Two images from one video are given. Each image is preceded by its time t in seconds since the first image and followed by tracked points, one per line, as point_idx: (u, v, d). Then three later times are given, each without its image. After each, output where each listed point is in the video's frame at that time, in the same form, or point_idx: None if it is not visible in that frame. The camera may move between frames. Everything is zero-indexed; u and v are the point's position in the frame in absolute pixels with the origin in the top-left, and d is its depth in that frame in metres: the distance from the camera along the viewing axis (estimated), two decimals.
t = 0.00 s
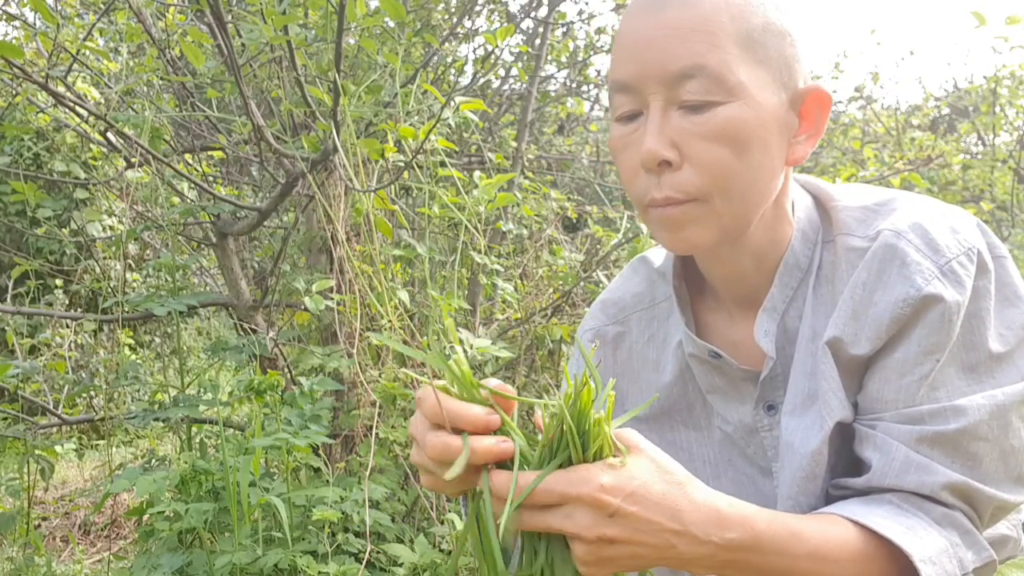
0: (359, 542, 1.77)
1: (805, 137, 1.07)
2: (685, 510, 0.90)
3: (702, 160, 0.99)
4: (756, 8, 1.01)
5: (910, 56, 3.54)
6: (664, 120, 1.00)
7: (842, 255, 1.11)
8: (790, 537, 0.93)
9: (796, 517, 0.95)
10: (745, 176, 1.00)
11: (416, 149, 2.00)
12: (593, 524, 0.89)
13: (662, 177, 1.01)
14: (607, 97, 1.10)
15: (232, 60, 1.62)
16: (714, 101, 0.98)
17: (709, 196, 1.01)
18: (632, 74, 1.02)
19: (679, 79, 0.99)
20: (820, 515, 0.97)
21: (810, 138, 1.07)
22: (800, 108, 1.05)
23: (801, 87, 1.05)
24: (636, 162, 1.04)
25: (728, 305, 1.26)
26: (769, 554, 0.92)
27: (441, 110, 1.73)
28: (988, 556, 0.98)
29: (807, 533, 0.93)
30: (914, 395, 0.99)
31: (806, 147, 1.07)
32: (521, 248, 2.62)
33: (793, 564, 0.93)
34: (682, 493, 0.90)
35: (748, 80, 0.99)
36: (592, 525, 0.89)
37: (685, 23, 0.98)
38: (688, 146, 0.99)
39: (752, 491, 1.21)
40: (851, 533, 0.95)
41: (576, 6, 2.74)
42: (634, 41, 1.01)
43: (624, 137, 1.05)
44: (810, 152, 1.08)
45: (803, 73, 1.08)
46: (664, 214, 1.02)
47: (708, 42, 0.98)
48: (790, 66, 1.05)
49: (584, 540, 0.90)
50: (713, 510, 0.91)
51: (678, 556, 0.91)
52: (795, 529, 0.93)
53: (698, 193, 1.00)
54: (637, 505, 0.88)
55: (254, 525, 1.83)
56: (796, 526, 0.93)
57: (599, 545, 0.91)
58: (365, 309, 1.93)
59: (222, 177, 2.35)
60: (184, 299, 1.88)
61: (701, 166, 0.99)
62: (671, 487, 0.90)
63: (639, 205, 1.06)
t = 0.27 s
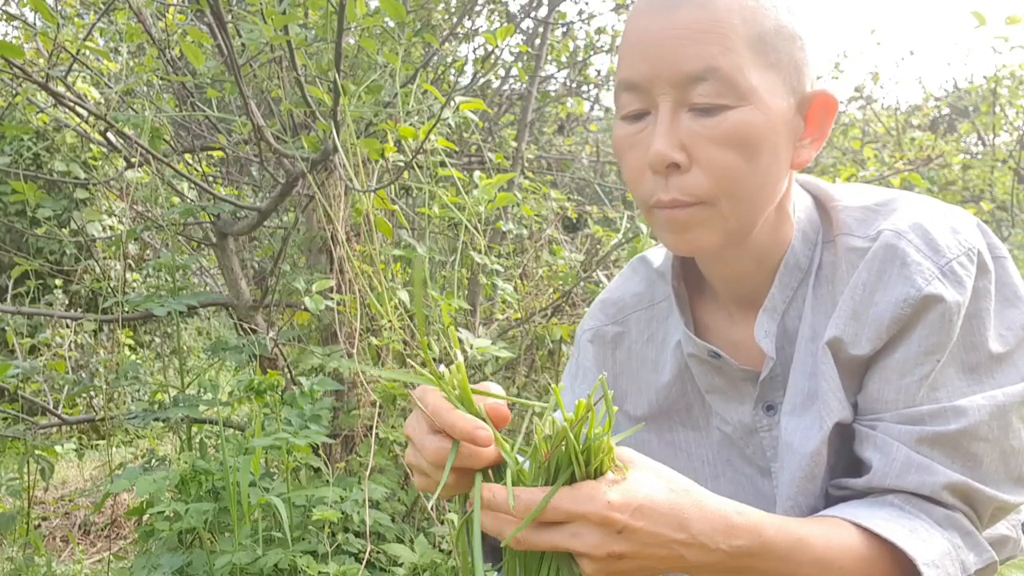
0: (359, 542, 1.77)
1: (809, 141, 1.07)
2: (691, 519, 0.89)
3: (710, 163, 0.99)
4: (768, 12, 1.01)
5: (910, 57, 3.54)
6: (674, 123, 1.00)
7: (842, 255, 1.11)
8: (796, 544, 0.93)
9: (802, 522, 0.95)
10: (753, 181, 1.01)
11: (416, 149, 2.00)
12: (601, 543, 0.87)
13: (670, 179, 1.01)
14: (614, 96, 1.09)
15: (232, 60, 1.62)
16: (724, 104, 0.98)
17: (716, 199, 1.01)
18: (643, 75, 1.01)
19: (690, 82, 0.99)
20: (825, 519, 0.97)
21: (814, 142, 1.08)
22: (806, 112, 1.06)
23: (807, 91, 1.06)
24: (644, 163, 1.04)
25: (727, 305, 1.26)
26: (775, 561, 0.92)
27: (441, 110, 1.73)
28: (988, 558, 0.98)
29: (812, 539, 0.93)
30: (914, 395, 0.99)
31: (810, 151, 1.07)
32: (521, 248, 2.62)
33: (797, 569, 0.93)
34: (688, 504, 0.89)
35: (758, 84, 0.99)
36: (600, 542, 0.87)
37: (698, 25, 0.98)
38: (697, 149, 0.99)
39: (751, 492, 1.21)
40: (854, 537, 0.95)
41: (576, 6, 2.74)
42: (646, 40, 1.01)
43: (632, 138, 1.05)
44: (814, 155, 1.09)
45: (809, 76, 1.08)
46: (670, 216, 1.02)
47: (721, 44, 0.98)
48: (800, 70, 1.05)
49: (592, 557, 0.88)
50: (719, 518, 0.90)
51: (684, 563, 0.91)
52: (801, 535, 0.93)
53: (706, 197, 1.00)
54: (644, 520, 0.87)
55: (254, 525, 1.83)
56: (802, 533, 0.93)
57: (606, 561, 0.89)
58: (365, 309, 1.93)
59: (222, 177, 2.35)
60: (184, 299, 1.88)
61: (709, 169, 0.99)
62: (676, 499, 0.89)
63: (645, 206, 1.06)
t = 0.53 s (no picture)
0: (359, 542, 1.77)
1: (810, 142, 1.07)
2: (690, 509, 0.89)
3: (711, 166, 0.99)
4: (770, 13, 1.01)
5: (910, 57, 3.54)
6: (676, 125, 1.00)
7: (843, 255, 1.11)
8: (794, 536, 0.92)
9: (800, 516, 0.95)
10: (754, 183, 1.01)
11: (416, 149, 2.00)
12: (605, 538, 0.87)
13: (671, 181, 1.01)
14: (616, 98, 1.09)
15: (232, 60, 1.62)
16: (726, 107, 0.98)
17: (717, 202, 1.01)
18: (645, 77, 1.01)
19: (692, 84, 0.99)
20: (824, 516, 0.97)
21: (815, 144, 1.07)
22: (807, 113, 1.06)
23: (809, 93, 1.05)
24: (645, 165, 1.04)
25: (727, 305, 1.26)
26: (778, 555, 0.92)
27: (441, 110, 1.73)
28: (988, 557, 0.98)
29: (809, 532, 0.93)
30: (915, 395, 0.99)
31: (811, 153, 1.07)
32: (521, 248, 2.62)
33: (798, 562, 0.93)
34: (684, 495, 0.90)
35: (760, 86, 0.99)
36: (603, 537, 0.87)
37: (700, 27, 0.98)
38: (698, 152, 0.99)
39: (752, 491, 1.21)
40: (854, 535, 0.95)
41: (576, 6, 2.74)
42: (647, 43, 1.01)
43: (633, 140, 1.05)
44: (815, 157, 1.09)
45: (811, 77, 1.08)
46: (672, 219, 1.02)
47: (723, 47, 0.98)
48: (801, 72, 1.05)
49: (597, 553, 0.88)
50: (717, 507, 0.91)
51: (690, 558, 0.91)
52: (798, 528, 0.93)
53: (707, 199, 1.00)
54: (643, 510, 0.87)
55: (254, 525, 1.84)
56: (800, 526, 0.93)
57: (610, 557, 0.89)
58: (365, 309, 1.93)
59: (222, 177, 2.35)
60: (184, 299, 1.88)
61: (710, 172, 0.99)
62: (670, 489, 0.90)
63: (646, 208, 1.06)
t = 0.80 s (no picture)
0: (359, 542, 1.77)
1: (810, 143, 1.07)
2: (689, 502, 0.89)
3: (711, 166, 0.99)
4: (770, 14, 1.01)
5: (910, 57, 3.54)
6: (676, 125, 1.00)
7: (843, 255, 1.11)
8: (789, 530, 0.92)
9: (796, 512, 0.95)
10: (754, 183, 1.01)
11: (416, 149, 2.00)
12: (607, 533, 0.87)
13: (671, 182, 1.01)
14: (616, 97, 1.09)
15: (232, 60, 1.62)
16: (726, 107, 0.98)
17: (717, 202, 1.01)
18: (645, 77, 1.01)
19: (692, 84, 0.99)
20: (823, 513, 0.97)
21: (815, 145, 1.08)
22: (807, 114, 1.06)
23: (809, 94, 1.06)
24: (645, 165, 1.04)
25: (727, 305, 1.26)
26: (779, 553, 0.92)
27: (441, 110, 1.72)
28: (988, 556, 0.98)
29: (805, 527, 0.93)
30: (915, 395, 0.99)
31: (810, 153, 1.08)
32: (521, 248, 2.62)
33: (794, 558, 0.93)
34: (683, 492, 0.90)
35: (760, 86, 0.99)
36: (605, 530, 0.87)
37: (701, 27, 0.98)
38: (698, 152, 0.99)
39: (753, 492, 1.22)
40: (852, 532, 0.95)
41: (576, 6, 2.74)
42: (647, 43, 1.01)
43: (633, 140, 1.05)
44: (814, 158, 1.09)
45: (811, 78, 1.08)
46: (671, 219, 1.03)
47: (723, 47, 0.98)
48: (801, 72, 1.05)
49: (599, 548, 0.88)
50: (715, 502, 0.91)
51: (692, 554, 0.91)
52: (794, 523, 0.93)
53: (707, 200, 1.00)
54: (643, 502, 0.88)
55: (254, 525, 1.84)
56: (795, 521, 0.93)
57: (613, 552, 0.89)
58: (365, 309, 1.93)
59: (222, 177, 2.35)
60: (184, 299, 1.88)
61: (710, 172, 0.99)
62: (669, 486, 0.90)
63: (646, 208, 1.06)
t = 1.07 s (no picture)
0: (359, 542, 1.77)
1: (811, 142, 1.07)
2: (698, 505, 0.89)
3: (712, 164, 0.99)
4: (772, 14, 1.01)
5: (910, 57, 3.54)
6: (677, 123, 1.00)
7: (843, 255, 1.11)
8: (800, 536, 0.92)
9: (807, 516, 0.95)
10: (754, 182, 1.01)
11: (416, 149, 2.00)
12: (610, 518, 0.87)
13: (672, 179, 1.01)
14: (617, 95, 1.09)
15: (232, 60, 1.62)
16: (728, 105, 0.98)
17: (718, 200, 1.01)
18: (648, 74, 1.01)
19: (694, 83, 0.99)
20: (828, 514, 0.97)
21: (816, 145, 1.08)
22: (809, 113, 1.06)
23: (810, 94, 1.05)
24: (646, 162, 1.04)
25: (727, 305, 1.26)
26: (782, 556, 0.93)
27: (441, 110, 1.72)
28: (990, 558, 0.98)
29: (818, 533, 0.93)
30: (916, 395, 0.98)
31: (811, 153, 1.08)
32: (521, 248, 2.62)
33: (801, 563, 0.93)
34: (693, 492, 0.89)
35: (762, 86, 0.99)
36: (605, 515, 0.87)
37: (703, 25, 0.98)
38: (699, 150, 0.99)
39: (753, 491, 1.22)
40: (858, 532, 0.95)
41: (576, 6, 2.74)
42: (650, 40, 1.01)
43: (634, 137, 1.05)
44: (815, 158, 1.09)
45: (812, 78, 1.08)
46: (672, 218, 1.03)
47: (726, 45, 0.98)
48: (803, 72, 1.05)
49: (597, 532, 0.88)
50: (729, 508, 0.90)
51: (689, 553, 0.91)
52: (806, 528, 0.93)
53: (708, 198, 1.00)
54: (651, 498, 0.87)
55: (254, 525, 1.84)
56: (807, 526, 0.93)
57: (611, 536, 0.89)
58: (365, 309, 1.93)
59: (222, 177, 2.35)
60: (184, 299, 1.88)
61: (711, 170, 0.99)
62: (680, 485, 0.89)
63: (646, 206, 1.06)
